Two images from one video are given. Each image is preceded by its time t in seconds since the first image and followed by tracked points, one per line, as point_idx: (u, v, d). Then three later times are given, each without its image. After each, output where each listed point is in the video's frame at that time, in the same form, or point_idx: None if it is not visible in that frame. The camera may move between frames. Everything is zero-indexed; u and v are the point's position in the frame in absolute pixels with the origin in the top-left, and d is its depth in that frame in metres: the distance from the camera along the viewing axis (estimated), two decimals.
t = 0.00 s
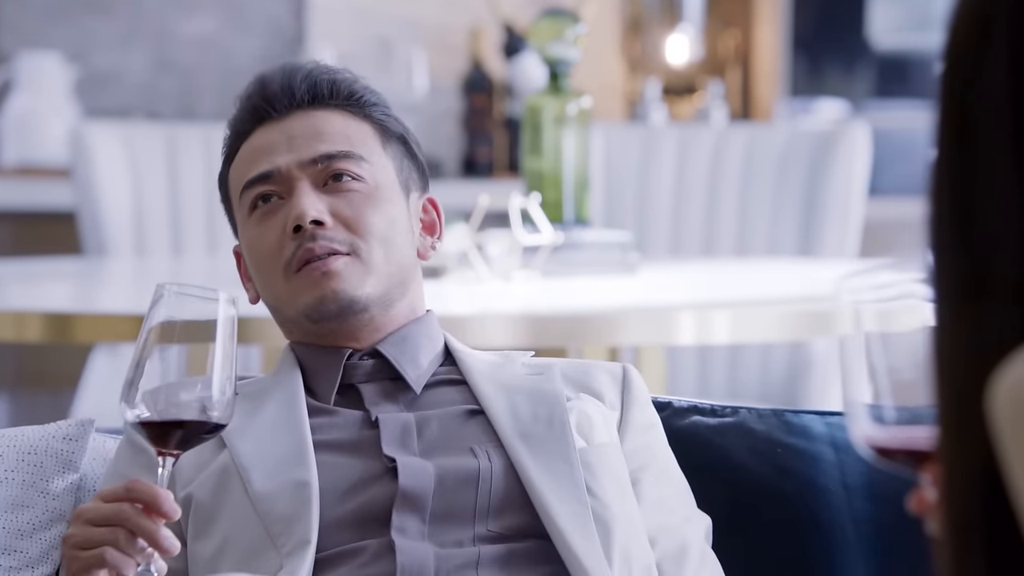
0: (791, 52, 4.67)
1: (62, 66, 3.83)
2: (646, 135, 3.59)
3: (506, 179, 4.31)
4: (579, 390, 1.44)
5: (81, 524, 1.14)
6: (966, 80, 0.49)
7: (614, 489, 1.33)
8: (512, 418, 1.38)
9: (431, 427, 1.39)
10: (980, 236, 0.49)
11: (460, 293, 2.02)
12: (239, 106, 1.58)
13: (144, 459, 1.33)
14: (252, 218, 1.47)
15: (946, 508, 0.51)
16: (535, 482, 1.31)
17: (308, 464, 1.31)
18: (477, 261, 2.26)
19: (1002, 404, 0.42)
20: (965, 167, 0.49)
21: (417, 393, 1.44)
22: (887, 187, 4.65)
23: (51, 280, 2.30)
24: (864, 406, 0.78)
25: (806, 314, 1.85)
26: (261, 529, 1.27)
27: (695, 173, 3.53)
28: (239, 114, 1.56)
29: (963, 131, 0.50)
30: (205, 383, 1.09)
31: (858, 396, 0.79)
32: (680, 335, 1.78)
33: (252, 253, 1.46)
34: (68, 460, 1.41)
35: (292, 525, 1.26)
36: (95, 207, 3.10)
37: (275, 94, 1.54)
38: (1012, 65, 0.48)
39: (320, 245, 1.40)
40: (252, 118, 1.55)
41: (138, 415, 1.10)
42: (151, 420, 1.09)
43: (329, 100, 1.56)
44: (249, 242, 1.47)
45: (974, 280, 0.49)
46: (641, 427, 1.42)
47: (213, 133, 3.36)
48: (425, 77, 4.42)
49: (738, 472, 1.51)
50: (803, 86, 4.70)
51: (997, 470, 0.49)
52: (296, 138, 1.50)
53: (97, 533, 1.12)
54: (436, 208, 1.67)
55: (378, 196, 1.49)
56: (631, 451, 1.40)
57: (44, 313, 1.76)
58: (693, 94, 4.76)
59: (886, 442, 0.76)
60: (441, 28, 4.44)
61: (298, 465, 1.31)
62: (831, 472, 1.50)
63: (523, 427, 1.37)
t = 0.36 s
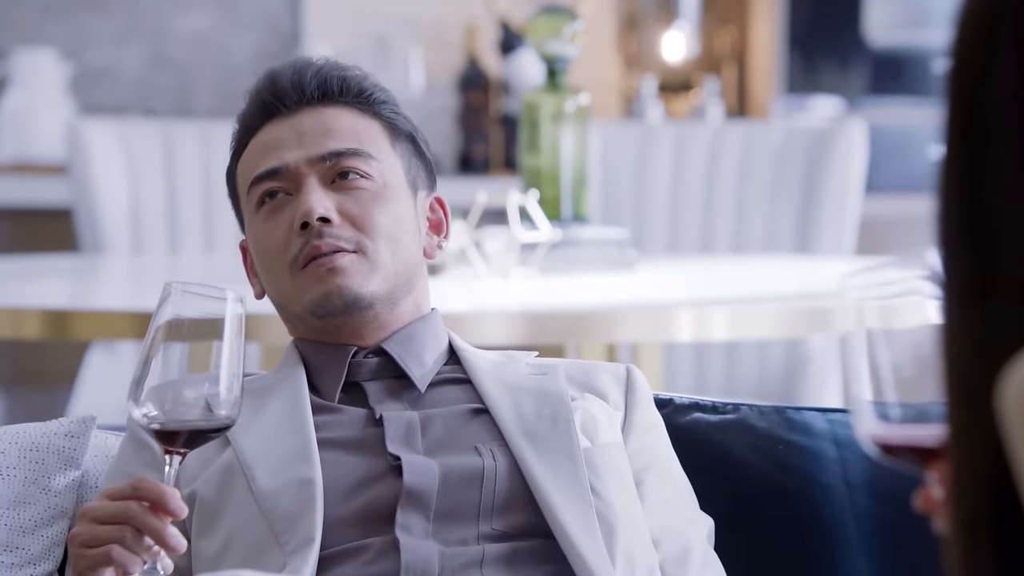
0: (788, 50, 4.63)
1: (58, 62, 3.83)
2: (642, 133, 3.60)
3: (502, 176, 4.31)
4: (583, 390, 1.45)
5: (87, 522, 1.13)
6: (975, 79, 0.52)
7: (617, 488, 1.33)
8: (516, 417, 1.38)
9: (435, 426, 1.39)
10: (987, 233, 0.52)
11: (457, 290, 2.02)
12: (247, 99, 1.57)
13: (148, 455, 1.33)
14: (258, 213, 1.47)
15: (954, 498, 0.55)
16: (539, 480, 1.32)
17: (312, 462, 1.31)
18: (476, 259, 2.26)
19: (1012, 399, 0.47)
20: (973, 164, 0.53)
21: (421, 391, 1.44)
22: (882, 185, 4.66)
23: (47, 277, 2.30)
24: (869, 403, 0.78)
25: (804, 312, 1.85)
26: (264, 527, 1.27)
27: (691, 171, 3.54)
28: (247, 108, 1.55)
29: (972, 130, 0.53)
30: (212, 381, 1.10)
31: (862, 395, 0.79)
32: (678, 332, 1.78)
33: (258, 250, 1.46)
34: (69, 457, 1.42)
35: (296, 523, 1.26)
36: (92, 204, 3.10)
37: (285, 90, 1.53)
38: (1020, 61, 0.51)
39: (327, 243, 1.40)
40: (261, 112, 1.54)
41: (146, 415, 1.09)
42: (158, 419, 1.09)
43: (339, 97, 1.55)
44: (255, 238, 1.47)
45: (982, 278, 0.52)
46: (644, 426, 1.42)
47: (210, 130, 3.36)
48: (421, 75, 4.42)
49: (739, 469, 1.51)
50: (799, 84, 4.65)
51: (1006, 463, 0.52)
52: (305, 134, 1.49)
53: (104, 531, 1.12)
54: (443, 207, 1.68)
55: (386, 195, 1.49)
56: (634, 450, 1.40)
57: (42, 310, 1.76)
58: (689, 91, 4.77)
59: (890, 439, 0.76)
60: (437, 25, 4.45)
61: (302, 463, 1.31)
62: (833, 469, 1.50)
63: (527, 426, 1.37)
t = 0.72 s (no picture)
0: (781, 46, 4.70)
1: (52, 59, 3.82)
2: (636, 130, 3.59)
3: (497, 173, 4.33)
4: (584, 389, 1.45)
5: (87, 520, 1.13)
6: (979, 70, 0.49)
7: (616, 487, 1.33)
8: (517, 416, 1.38)
9: (435, 425, 1.39)
10: (992, 235, 0.49)
11: (454, 287, 2.03)
12: (249, 96, 1.57)
13: (148, 452, 1.33)
14: (260, 211, 1.47)
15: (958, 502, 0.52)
16: (540, 479, 1.32)
17: (311, 460, 1.31)
18: (471, 256, 2.27)
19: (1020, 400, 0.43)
20: (979, 164, 0.49)
21: (421, 389, 1.44)
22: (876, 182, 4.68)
23: (42, 274, 2.30)
24: (872, 400, 0.79)
25: (800, 309, 1.85)
26: (264, 524, 1.27)
27: (686, 168, 3.54)
28: (249, 105, 1.55)
29: (977, 129, 0.49)
30: (214, 381, 1.10)
31: (864, 391, 0.80)
32: (674, 329, 1.78)
33: (259, 247, 1.46)
34: (68, 455, 1.42)
35: (295, 520, 1.26)
36: (86, 201, 3.09)
37: (287, 87, 1.53)
38: None
39: (328, 241, 1.40)
40: (263, 109, 1.54)
41: (148, 414, 1.10)
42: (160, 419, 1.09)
43: (340, 94, 1.55)
44: (257, 236, 1.46)
45: (986, 280, 0.49)
46: (643, 425, 1.42)
47: (205, 129, 3.36)
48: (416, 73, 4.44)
49: (738, 467, 1.51)
50: (792, 80, 4.71)
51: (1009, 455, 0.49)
52: (307, 132, 1.49)
53: (105, 529, 1.11)
54: (445, 204, 1.68)
55: (387, 193, 1.48)
56: (633, 450, 1.40)
57: (38, 308, 1.76)
58: (685, 88, 4.75)
59: (895, 440, 0.76)
60: (431, 22, 4.51)
61: (302, 461, 1.31)
62: (833, 466, 1.50)
63: (528, 424, 1.37)
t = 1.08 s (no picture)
0: (773, 44, 4.71)
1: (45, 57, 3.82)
2: (630, 128, 3.59)
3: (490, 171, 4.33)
4: (582, 388, 1.45)
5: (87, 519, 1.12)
6: (977, 71, 0.47)
7: (615, 486, 1.33)
8: (517, 414, 1.38)
9: (435, 424, 1.39)
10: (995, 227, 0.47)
11: (449, 286, 2.03)
12: (243, 98, 1.55)
13: (146, 451, 1.33)
14: (273, 211, 1.45)
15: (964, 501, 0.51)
16: (540, 477, 1.31)
17: (310, 458, 1.30)
18: (466, 254, 2.26)
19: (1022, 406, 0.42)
20: (980, 164, 0.47)
21: (421, 388, 1.43)
22: (869, 181, 4.68)
23: (36, 273, 2.30)
24: (870, 400, 0.79)
25: (795, 307, 1.86)
26: (263, 523, 1.28)
27: (680, 166, 3.53)
28: (246, 107, 1.54)
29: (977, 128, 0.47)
30: (216, 380, 1.09)
31: (860, 390, 0.80)
32: (670, 328, 1.79)
33: (274, 250, 1.44)
34: (67, 453, 1.42)
35: (294, 519, 1.26)
36: (80, 199, 3.09)
37: (288, 88, 1.52)
38: None
39: (351, 239, 1.39)
40: (262, 111, 1.52)
41: (150, 413, 1.10)
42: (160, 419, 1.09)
43: (340, 94, 1.55)
44: (270, 237, 1.45)
45: (985, 263, 0.48)
46: (642, 425, 1.42)
47: (199, 128, 3.34)
48: (410, 72, 4.43)
49: (737, 464, 1.51)
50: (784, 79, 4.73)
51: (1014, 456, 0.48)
52: (316, 131, 1.48)
53: (105, 528, 1.11)
54: (439, 200, 1.67)
55: (399, 190, 1.49)
56: (633, 449, 1.40)
57: (33, 306, 1.76)
58: (677, 87, 4.80)
59: (892, 442, 0.76)
60: (426, 21, 4.45)
61: (301, 459, 1.31)
62: (831, 464, 1.50)
63: (527, 422, 1.37)
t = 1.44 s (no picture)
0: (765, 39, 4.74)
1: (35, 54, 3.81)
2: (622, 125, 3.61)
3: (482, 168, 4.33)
4: (579, 386, 1.45)
5: (86, 517, 1.12)
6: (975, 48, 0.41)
7: (612, 485, 1.34)
8: (513, 412, 1.38)
9: (432, 423, 1.38)
10: (995, 228, 0.41)
11: (442, 282, 2.03)
12: (237, 92, 1.52)
13: (144, 449, 1.32)
14: (271, 209, 1.44)
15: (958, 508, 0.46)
16: (537, 475, 1.32)
17: (308, 459, 1.30)
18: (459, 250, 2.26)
19: None
20: (982, 164, 0.41)
21: (419, 387, 1.44)
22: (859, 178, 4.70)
23: (27, 269, 2.29)
24: (869, 397, 0.79)
25: (787, 304, 1.85)
26: (261, 523, 1.28)
27: (672, 162, 3.54)
28: (240, 102, 1.51)
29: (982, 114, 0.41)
30: (216, 379, 1.10)
31: (857, 390, 0.80)
32: (664, 323, 1.79)
33: (271, 248, 1.44)
34: (63, 450, 1.42)
35: (292, 520, 1.27)
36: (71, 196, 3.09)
37: (286, 83, 1.50)
38: None
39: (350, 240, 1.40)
40: (256, 106, 1.50)
41: (148, 412, 1.10)
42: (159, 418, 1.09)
43: (338, 88, 1.53)
44: (268, 235, 1.44)
45: (988, 263, 0.42)
46: (639, 425, 1.42)
47: (190, 125, 3.33)
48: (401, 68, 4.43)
49: (733, 461, 1.52)
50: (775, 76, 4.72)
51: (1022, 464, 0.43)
52: (314, 128, 1.46)
53: (103, 527, 1.11)
54: (433, 193, 1.67)
55: (396, 187, 1.48)
56: (632, 450, 1.40)
57: (26, 303, 1.75)
58: (668, 84, 4.82)
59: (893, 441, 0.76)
60: (417, 18, 4.43)
61: (298, 459, 1.31)
62: (826, 460, 1.50)
63: (524, 420, 1.37)
